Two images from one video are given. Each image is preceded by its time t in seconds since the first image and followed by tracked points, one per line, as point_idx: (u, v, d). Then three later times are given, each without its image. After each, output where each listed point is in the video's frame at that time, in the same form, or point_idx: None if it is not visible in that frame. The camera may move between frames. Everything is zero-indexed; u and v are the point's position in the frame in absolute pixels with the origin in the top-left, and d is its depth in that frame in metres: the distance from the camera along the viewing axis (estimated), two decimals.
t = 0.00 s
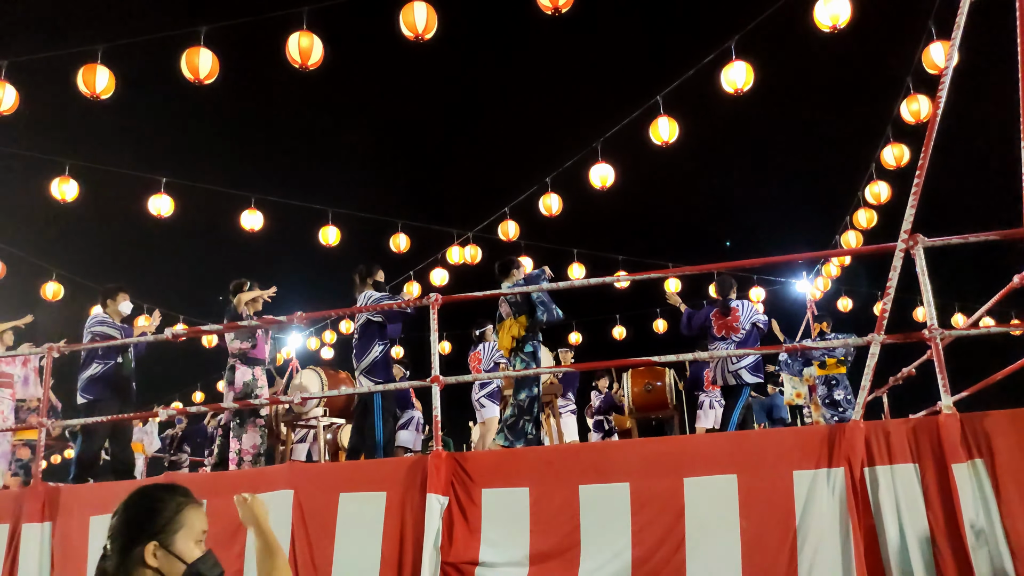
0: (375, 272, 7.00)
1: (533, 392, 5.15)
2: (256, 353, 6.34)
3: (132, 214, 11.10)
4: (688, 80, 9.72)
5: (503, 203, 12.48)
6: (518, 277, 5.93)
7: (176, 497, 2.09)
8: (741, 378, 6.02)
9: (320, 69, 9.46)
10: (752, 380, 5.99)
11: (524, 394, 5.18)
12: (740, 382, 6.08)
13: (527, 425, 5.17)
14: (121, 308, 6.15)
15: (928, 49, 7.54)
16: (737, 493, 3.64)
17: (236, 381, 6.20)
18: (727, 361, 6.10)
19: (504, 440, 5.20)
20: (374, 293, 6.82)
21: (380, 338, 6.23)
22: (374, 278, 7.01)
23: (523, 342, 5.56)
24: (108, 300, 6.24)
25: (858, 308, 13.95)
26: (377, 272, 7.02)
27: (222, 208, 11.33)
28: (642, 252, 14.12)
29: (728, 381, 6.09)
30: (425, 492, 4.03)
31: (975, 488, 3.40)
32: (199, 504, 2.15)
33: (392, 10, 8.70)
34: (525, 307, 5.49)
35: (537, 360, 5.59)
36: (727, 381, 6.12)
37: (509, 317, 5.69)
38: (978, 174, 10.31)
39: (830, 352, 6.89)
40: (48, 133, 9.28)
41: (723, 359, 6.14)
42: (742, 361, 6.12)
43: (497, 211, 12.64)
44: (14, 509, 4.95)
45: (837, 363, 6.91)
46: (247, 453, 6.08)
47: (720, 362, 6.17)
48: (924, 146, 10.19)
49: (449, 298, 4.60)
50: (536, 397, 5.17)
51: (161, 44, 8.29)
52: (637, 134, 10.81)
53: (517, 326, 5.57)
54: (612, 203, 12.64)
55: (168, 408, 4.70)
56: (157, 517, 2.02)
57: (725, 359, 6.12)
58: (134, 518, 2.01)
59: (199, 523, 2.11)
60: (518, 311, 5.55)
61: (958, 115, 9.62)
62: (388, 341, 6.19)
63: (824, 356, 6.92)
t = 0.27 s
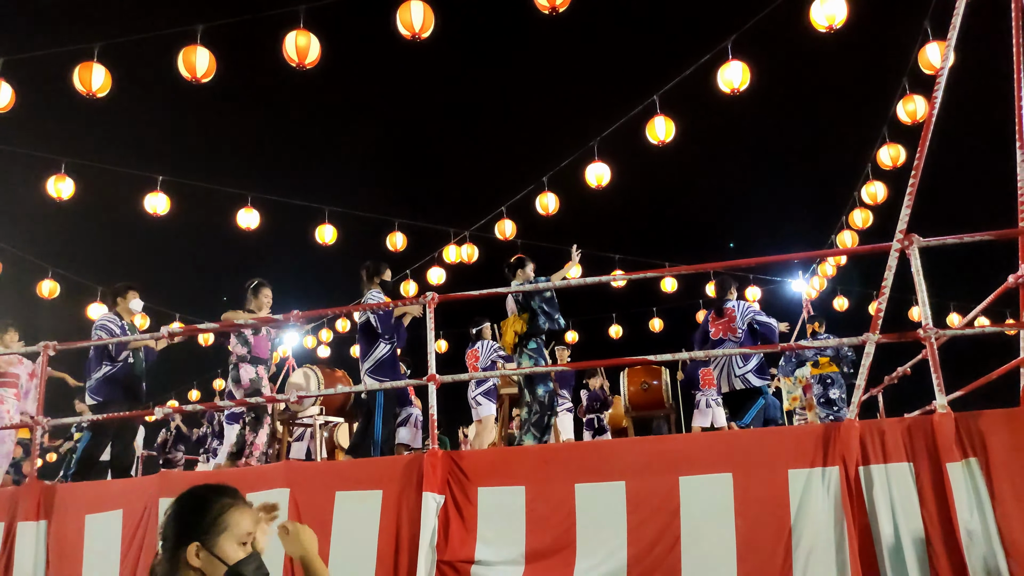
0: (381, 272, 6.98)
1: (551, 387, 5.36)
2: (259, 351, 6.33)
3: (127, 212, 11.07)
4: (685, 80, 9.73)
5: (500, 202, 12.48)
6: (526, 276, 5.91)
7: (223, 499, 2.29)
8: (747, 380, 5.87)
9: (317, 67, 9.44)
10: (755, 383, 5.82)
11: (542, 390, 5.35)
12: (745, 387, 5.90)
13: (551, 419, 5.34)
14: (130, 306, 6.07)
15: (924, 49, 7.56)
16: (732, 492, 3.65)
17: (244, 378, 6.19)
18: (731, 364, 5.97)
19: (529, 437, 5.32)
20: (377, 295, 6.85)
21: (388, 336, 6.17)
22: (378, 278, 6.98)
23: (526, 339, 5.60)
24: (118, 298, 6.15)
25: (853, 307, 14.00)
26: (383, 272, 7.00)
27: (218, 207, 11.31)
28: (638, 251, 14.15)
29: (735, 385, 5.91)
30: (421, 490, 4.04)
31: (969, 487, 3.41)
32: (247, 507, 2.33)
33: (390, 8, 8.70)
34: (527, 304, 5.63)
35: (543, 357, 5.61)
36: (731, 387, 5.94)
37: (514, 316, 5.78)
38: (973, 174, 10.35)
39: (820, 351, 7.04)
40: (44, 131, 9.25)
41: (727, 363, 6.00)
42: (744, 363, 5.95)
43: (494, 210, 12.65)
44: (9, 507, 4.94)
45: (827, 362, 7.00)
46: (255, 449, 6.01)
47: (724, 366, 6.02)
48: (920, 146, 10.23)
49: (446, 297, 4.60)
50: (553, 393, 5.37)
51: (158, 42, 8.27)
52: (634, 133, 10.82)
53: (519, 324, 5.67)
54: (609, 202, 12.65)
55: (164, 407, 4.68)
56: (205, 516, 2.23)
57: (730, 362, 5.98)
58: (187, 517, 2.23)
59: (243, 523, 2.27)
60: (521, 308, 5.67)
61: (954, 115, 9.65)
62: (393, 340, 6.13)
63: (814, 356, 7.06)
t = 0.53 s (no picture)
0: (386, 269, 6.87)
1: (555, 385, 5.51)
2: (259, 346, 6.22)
3: (120, 209, 11.03)
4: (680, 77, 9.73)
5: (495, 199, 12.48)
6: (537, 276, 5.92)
7: (272, 493, 2.32)
8: (743, 379, 5.80)
9: (311, 64, 9.41)
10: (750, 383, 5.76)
11: (545, 387, 5.46)
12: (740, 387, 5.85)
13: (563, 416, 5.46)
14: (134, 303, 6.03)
15: (918, 48, 7.57)
16: (725, 489, 3.66)
17: (249, 372, 6.07)
18: (728, 363, 5.92)
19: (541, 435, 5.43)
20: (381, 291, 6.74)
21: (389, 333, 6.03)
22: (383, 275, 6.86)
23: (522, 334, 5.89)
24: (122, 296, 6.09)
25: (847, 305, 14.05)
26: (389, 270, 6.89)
27: (211, 204, 11.28)
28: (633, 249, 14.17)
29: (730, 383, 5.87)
30: (415, 488, 4.04)
31: (962, 485, 3.42)
32: (295, 503, 2.36)
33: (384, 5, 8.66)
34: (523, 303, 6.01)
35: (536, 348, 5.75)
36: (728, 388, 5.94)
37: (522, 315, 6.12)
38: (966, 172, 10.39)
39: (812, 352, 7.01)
40: (36, 128, 9.21)
41: (724, 362, 5.96)
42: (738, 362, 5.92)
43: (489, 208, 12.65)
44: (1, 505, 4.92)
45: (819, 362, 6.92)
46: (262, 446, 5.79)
47: (721, 366, 5.97)
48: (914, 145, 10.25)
49: (440, 294, 4.58)
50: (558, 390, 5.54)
51: (150, 38, 8.23)
52: (629, 131, 10.82)
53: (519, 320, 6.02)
54: (603, 199, 12.66)
55: (157, 404, 4.65)
56: (253, 509, 2.28)
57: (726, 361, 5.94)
58: (238, 510, 2.28)
59: (289, 520, 2.31)
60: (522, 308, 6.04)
61: (947, 114, 9.68)
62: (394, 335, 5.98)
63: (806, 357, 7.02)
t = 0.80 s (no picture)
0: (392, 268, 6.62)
1: (560, 383, 5.34)
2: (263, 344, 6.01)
3: (113, 207, 10.99)
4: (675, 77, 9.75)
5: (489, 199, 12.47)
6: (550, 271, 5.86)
7: (355, 497, 1.91)
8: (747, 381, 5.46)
9: (306, 63, 9.38)
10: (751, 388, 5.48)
11: (552, 386, 5.33)
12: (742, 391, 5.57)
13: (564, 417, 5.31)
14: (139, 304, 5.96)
15: (912, 49, 7.60)
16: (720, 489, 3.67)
17: (251, 370, 5.91)
18: (731, 364, 5.56)
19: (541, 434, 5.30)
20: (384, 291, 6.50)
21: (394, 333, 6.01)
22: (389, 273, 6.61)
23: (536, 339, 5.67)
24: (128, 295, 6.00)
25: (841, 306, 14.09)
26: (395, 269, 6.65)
27: (205, 202, 11.25)
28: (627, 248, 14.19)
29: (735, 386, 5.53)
30: (411, 487, 4.03)
31: (955, 484, 3.43)
32: (380, 509, 1.94)
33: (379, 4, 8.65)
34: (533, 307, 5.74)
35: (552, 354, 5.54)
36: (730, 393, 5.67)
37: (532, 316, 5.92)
38: (960, 173, 10.43)
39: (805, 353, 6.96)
40: (28, 125, 9.16)
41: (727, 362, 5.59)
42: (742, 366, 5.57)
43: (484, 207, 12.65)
44: None
45: (813, 364, 6.90)
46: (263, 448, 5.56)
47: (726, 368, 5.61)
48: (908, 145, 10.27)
49: (436, 294, 4.56)
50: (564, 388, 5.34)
51: (144, 36, 8.19)
52: (624, 131, 10.83)
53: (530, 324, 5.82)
54: (598, 199, 12.66)
55: (151, 403, 4.64)
56: (334, 512, 1.87)
57: (730, 361, 5.56)
58: (319, 508, 1.88)
59: (372, 529, 1.89)
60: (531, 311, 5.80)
61: (941, 115, 9.72)
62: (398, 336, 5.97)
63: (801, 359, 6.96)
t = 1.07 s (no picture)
0: (378, 261, 5.26)
1: (587, 405, 4.26)
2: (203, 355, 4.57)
3: (46, 200, 9.48)
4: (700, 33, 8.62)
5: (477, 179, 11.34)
6: (568, 261, 4.85)
7: (401, 532, 1.60)
8: (808, 406, 4.19)
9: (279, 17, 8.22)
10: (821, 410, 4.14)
11: (575, 408, 4.26)
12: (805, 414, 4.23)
13: (585, 445, 4.24)
14: (59, 303, 4.72)
15: None
16: (767, 533, 2.97)
17: (196, 390, 4.58)
18: (789, 382, 4.29)
19: (560, 466, 4.25)
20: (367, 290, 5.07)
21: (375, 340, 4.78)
22: (373, 268, 5.23)
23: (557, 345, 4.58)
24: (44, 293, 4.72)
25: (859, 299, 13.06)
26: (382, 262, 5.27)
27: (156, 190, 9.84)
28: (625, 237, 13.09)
29: (792, 410, 4.28)
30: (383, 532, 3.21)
31: None
32: (429, 549, 1.62)
33: None
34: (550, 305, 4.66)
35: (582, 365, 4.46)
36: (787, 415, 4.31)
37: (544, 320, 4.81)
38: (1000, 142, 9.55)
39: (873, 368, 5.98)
40: None
41: (783, 378, 4.34)
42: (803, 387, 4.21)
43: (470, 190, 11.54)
44: None
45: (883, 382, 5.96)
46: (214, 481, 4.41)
47: (781, 386, 4.37)
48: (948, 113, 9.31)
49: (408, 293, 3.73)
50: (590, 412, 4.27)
51: None
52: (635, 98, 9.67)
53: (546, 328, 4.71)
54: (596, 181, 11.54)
55: (59, 429, 3.76)
56: (380, 550, 1.55)
57: (788, 377, 4.30)
58: (352, 544, 1.57)
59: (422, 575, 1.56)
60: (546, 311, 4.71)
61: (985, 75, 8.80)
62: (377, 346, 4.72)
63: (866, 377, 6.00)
